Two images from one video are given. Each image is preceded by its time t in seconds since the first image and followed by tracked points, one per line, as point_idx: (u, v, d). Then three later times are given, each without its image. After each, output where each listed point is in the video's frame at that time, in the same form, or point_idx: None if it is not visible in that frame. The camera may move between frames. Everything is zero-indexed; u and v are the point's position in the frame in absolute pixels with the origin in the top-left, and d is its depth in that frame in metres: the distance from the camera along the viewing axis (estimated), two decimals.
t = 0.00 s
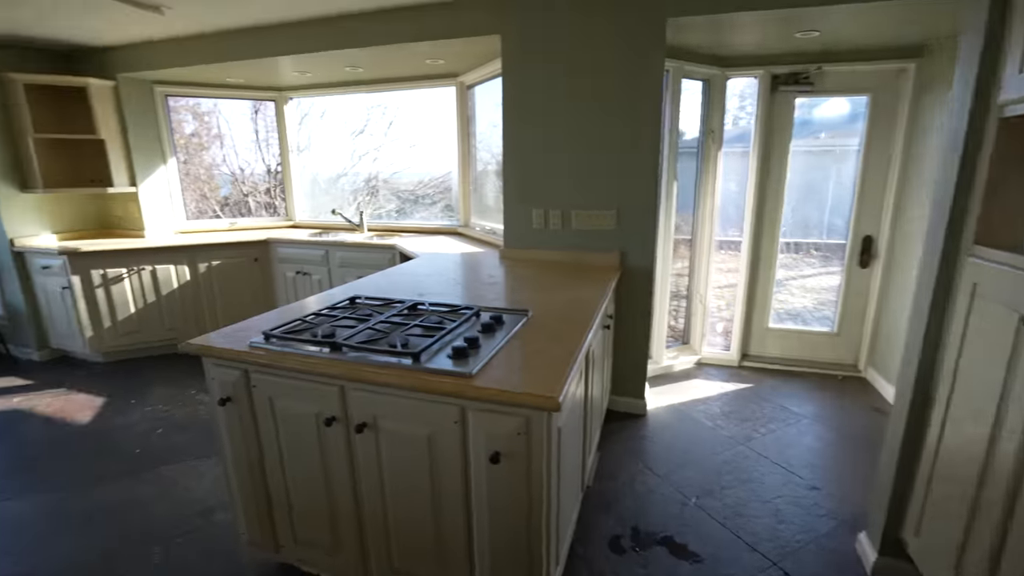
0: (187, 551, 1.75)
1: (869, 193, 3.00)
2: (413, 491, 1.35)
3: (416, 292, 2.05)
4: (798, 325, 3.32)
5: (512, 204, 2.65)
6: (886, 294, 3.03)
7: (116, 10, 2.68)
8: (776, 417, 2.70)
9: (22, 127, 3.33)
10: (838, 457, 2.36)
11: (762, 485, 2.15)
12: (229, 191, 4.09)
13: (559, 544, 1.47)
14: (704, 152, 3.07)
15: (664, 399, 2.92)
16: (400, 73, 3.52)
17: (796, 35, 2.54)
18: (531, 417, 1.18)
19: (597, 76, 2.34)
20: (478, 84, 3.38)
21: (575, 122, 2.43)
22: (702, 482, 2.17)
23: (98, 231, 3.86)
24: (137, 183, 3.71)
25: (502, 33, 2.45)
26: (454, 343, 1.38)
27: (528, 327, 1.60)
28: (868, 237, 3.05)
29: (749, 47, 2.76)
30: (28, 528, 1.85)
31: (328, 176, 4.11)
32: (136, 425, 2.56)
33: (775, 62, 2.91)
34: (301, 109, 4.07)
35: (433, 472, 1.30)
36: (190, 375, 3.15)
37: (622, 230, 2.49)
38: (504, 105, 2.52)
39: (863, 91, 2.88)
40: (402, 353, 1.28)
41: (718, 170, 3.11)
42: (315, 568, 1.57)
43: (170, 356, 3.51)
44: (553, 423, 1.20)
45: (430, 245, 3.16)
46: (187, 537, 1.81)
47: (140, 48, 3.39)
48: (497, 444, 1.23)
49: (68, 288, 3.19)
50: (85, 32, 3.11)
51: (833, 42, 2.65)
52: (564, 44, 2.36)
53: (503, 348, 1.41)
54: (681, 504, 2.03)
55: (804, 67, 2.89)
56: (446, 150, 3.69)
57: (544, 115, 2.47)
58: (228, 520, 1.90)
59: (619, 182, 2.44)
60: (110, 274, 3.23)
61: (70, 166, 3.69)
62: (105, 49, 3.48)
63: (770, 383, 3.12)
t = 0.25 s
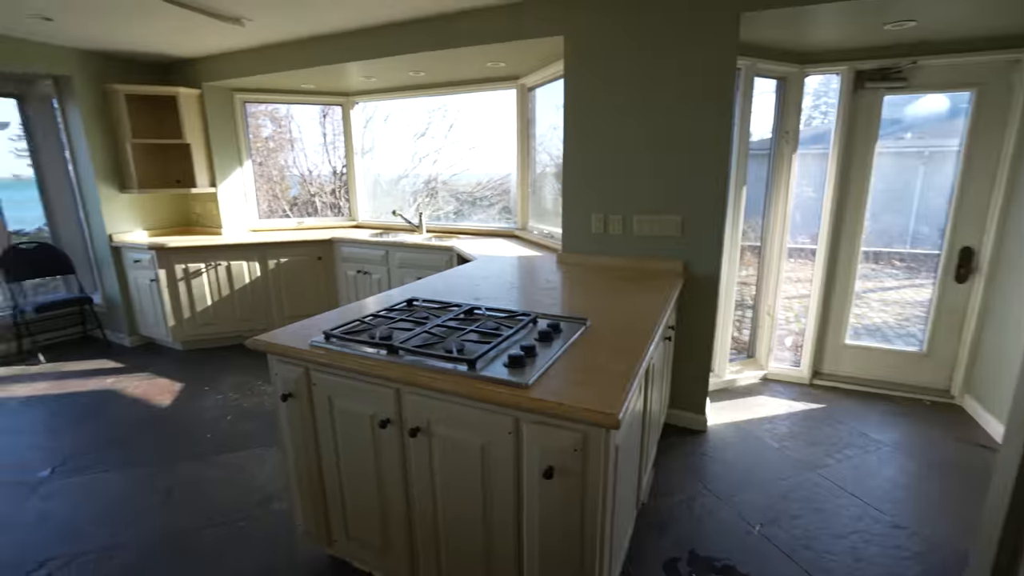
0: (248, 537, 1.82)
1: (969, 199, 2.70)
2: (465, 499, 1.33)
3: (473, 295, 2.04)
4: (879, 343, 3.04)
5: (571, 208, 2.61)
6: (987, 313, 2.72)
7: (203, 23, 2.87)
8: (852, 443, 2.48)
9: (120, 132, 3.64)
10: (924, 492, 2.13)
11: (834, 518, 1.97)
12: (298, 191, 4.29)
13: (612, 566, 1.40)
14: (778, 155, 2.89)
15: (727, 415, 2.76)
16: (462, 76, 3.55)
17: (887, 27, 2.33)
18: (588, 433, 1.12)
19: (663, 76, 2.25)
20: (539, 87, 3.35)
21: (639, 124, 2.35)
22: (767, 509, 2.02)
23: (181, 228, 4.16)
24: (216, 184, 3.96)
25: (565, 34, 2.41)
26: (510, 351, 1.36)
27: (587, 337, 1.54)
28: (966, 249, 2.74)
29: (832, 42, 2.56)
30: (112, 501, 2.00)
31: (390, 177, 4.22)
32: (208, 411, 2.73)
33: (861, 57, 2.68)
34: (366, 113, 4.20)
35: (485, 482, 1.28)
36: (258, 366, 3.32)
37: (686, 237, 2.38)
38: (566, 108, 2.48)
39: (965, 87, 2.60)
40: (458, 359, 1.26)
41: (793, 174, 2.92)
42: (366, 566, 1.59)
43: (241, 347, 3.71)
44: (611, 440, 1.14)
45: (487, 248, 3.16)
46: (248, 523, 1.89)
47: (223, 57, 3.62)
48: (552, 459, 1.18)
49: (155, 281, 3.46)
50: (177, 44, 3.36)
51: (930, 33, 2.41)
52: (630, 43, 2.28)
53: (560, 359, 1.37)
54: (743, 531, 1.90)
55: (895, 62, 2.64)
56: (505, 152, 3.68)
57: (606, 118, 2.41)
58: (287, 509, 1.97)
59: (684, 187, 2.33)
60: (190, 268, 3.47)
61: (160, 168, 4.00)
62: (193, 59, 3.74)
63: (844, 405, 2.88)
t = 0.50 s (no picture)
0: (309, 524, 1.89)
1: None
2: (517, 509, 1.30)
3: (532, 300, 2.02)
4: (985, 367, 2.71)
5: (636, 213, 2.53)
6: None
7: (286, 34, 3.04)
8: (947, 478, 2.23)
9: (210, 137, 3.94)
10: None
11: (925, 562, 1.77)
12: (367, 193, 4.45)
13: None
14: (866, 158, 2.65)
15: (799, 437, 2.57)
16: (527, 79, 3.54)
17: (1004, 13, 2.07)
18: (649, 451, 1.06)
19: (739, 75, 2.13)
20: (605, 88, 3.28)
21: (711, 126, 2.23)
22: (844, 544, 1.85)
23: (260, 227, 4.44)
24: (292, 185, 4.20)
25: (635, 35, 2.34)
26: (568, 360, 1.32)
27: (649, 349, 1.48)
28: None
29: (935, 32, 2.31)
30: (191, 479, 2.15)
31: (454, 179, 4.28)
32: (278, 400, 2.88)
33: (970, 48, 2.41)
34: (433, 116, 4.29)
35: (538, 493, 1.25)
36: (324, 360, 3.47)
37: (759, 245, 2.23)
38: (634, 110, 2.41)
39: None
40: (515, 366, 1.24)
41: (883, 177, 2.66)
42: (417, 564, 1.60)
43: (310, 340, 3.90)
44: (673, 460, 1.08)
45: (548, 252, 3.13)
46: (309, 511, 1.97)
47: (303, 66, 3.83)
48: (609, 475, 1.13)
49: (236, 276, 3.71)
50: (262, 55, 3.59)
51: None
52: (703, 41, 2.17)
53: (621, 370, 1.31)
54: (816, 566, 1.75)
55: (1012, 52, 2.34)
56: (569, 155, 3.64)
57: (676, 120, 2.31)
58: (345, 500, 2.03)
59: (760, 192, 2.19)
60: (266, 265, 3.69)
61: (244, 170, 4.29)
62: (276, 68, 3.98)
63: (938, 434, 2.60)
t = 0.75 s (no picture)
0: (359, 517, 1.94)
1: None
2: (564, 518, 1.27)
3: (586, 304, 1.98)
4: None
5: (697, 216, 2.43)
6: None
7: (351, 40, 3.15)
8: None
9: (280, 140, 4.16)
10: None
11: None
12: (424, 194, 4.54)
13: None
14: (959, 158, 2.41)
15: (873, 460, 2.37)
16: (585, 79, 3.49)
17: None
18: (706, 467, 1.00)
19: (814, 69, 1.99)
20: (667, 87, 3.17)
21: (780, 124, 2.11)
22: None
23: (323, 226, 4.63)
24: (354, 186, 4.36)
25: (700, 29, 2.25)
26: (623, 367, 1.28)
27: (709, 358, 1.41)
28: None
29: None
30: (253, 465, 2.26)
31: (509, 181, 4.30)
32: (335, 393, 2.98)
33: None
34: (490, 118, 4.33)
35: (587, 503, 1.21)
36: (378, 356, 3.57)
37: (831, 251, 2.08)
38: (697, 109, 2.32)
39: None
40: (567, 371, 1.22)
41: (979, 179, 2.41)
42: (462, 566, 1.60)
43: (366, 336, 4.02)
44: (733, 478, 1.01)
45: (603, 255, 3.07)
46: (360, 503, 2.02)
47: (366, 71, 3.96)
48: (662, 489, 1.08)
49: (299, 272, 3.88)
50: (329, 61, 3.74)
51: None
52: (774, 35, 2.05)
53: (678, 380, 1.25)
54: None
55: None
56: (627, 156, 3.56)
57: (742, 119, 2.20)
58: (394, 496, 2.06)
59: (834, 194, 2.04)
60: (327, 262, 3.84)
61: (310, 171, 4.48)
62: (341, 74, 4.14)
63: None
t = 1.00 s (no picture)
0: (394, 512, 1.96)
1: None
2: (599, 525, 1.24)
3: (625, 306, 1.94)
4: None
5: (742, 217, 2.35)
6: None
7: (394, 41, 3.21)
8: None
9: (324, 141, 4.28)
10: None
11: None
12: (462, 193, 4.58)
13: None
14: None
15: (931, 478, 2.23)
16: (627, 78, 3.44)
17: None
18: (753, 479, 0.96)
19: (874, 62, 1.88)
20: (713, 85, 3.08)
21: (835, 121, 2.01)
22: None
23: (364, 224, 4.73)
24: (394, 185, 4.43)
25: (751, 23, 2.17)
26: (665, 371, 1.24)
27: (757, 365, 1.35)
28: None
29: None
30: (294, 456, 2.33)
31: (547, 181, 4.28)
32: (372, 388, 3.04)
33: None
34: (530, 118, 4.32)
35: (624, 510, 1.17)
36: (415, 354, 3.61)
37: (889, 255, 1.96)
38: (745, 106, 2.24)
39: None
40: (607, 373, 1.19)
41: None
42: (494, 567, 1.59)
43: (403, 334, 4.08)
44: (782, 491, 0.96)
45: (642, 256, 3.01)
46: (395, 499, 2.04)
47: (408, 72, 4.02)
48: (705, 500, 1.04)
49: (340, 269, 3.98)
50: (372, 63, 3.82)
51: None
52: (829, 27, 1.96)
53: (723, 387, 1.21)
54: None
55: None
56: (670, 155, 3.48)
57: (793, 116, 2.11)
58: (428, 493, 2.08)
59: (894, 195, 1.92)
60: (367, 260, 3.92)
61: (352, 171, 4.59)
62: (384, 75, 4.23)
63: None
